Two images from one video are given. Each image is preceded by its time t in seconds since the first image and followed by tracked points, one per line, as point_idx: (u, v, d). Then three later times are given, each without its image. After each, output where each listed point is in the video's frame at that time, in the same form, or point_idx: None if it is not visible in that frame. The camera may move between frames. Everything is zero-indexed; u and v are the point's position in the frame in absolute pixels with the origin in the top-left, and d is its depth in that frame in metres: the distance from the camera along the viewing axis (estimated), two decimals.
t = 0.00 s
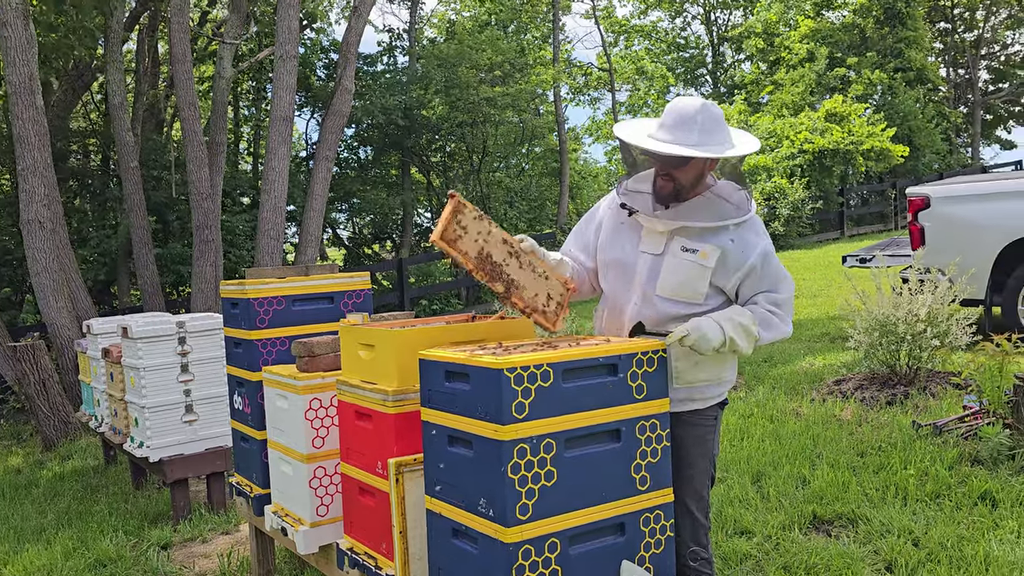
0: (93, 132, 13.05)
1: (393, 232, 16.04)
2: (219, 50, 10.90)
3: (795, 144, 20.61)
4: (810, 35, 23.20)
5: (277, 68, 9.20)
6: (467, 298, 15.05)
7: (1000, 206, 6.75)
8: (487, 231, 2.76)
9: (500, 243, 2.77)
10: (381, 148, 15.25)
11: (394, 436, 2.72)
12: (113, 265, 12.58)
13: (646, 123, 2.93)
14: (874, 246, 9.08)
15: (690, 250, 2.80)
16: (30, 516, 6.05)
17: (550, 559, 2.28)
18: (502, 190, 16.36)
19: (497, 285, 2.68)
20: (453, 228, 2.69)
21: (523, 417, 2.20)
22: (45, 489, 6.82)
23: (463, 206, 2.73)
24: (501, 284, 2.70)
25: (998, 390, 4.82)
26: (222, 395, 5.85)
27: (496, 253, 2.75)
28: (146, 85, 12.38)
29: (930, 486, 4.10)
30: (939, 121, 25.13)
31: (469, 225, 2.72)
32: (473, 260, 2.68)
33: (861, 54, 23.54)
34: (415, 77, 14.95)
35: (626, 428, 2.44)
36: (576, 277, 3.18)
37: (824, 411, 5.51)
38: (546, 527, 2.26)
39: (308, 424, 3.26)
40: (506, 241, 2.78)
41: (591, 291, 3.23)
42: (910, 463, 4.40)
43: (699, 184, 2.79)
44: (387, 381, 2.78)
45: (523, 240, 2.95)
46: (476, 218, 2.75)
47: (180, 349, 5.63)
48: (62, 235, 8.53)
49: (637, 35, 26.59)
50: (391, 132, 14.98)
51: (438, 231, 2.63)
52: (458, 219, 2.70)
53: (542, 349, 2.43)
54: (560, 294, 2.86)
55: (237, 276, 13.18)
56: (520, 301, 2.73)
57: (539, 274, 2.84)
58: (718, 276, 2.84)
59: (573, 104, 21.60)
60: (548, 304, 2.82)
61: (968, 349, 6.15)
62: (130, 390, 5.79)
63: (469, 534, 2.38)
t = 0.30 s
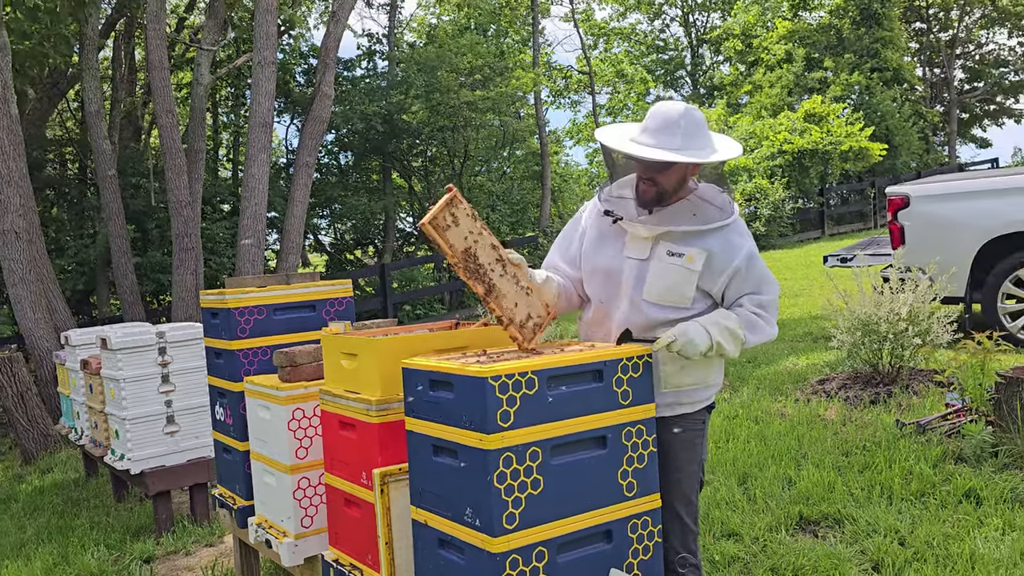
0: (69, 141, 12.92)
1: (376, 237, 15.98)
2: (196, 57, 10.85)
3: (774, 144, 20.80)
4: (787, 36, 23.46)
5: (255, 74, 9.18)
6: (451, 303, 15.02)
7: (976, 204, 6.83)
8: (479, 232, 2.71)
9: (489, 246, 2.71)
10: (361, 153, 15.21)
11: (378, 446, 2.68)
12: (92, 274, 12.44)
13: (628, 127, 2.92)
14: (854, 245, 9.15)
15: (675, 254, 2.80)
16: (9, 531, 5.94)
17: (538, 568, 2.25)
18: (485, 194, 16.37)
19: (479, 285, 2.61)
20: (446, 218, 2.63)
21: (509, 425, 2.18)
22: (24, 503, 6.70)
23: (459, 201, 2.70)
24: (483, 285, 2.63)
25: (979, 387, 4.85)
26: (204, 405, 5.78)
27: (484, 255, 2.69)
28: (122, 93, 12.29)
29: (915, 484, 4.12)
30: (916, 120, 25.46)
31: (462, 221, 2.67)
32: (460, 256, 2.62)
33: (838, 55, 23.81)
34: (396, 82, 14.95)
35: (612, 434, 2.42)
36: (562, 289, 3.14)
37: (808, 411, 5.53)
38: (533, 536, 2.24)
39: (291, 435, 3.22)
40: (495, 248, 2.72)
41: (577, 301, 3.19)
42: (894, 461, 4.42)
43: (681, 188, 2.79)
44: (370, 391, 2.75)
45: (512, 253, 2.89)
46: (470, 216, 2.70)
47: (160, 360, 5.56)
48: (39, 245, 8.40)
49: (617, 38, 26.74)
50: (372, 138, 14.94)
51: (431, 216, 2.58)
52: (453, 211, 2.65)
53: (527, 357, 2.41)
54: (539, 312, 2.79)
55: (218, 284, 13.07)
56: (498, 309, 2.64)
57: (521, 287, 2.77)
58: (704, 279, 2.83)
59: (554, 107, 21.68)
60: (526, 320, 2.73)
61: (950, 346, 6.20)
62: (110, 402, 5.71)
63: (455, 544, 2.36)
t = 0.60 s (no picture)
0: (49, 153, 12.81)
1: (362, 245, 15.92)
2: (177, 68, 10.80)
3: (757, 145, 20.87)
4: (768, 38, 23.65)
5: (237, 84, 9.16)
6: (438, 309, 14.96)
7: (958, 201, 6.88)
8: (472, 238, 2.69)
9: (481, 253, 2.68)
10: (345, 160, 15.13)
11: (369, 459, 2.65)
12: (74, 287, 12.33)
13: (619, 131, 2.91)
14: (840, 245, 9.19)
15: (668, 258, 2.78)
16: None
17: None
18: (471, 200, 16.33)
19: (470, 291, 2.58)
20: (438, 223, 2.59)
21: (502, 436, 2.15)
22: (8, 522, 6.59)
23: (453, 206, 2.67)
24: (474, 291, 2.61)
25: (968, 384, 4.88)
26: (191, 418, 5.71)
27: (477, 262, 2.65)
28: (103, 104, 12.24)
29: (907, 484, 4.12)
30: (897, 119, 25.68)
31: (456, 227, 2.64)
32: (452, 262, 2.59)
33: (818, 55, 24.02)
34: (378, 89, 14.94)
35: (606, 442, 2.40)
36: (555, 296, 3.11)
37: (798, 411, 5.54)
38: (528, 546, 2.20)
39: (280, 448, 3.16)
40: (488, 255, 2.69)
41: (569, 308, 3.17)
42: (886, 460, 4.43)
43: (673, 192, 2.78)
44: (360, 402, 2.71)
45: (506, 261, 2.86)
46: (464, 222, 2.67)
47: (146, 373, 5.49)
48: (20, 259, 8.29)
49: (599, 42, 26.85)
50: (357, 145, 14.89)
51: (423, 221, 2.54)
52: (446, 217, 2.62)
53: (518, 366, 2.38)
54: (532, 320, 2.75)
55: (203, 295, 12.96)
56: (489, 317, 2.62)
57: (514, 295, 2.74)
58: (697, 283, 2.82)
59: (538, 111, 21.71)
60: (517, 328, 2.69)
61: (937, 344, 6.23)
62: (95, 418, 5.62)
63: (450, 557, 2.32)
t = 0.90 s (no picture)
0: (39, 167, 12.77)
1: (355, 252, 15.86)
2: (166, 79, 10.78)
3: (749, 145, 20.86)
4: (757, 38, 23.72)
5: (226, 93, 9.12)
6: (433, 315, 14.90)
7: (952, 197, 6.87)
8: (471, 241, 2.64)
9: (480, 257, 2.63)
10: (337, 168, 15.05)
11: (364, 470, 2.59)
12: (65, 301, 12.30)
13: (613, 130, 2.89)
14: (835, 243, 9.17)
15: (665, 256, 2.75)
16: None
17: None
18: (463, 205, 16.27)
19: (467, 295, 2.53)
20: (437, 225, 2.55)
21: (499, 445, 2.10)
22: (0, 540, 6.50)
23: (452, 208, 2.62)
24: (471, 296, 2.55)
25: (967, 380, 4.85)
26: (184, 432, 5.64)
27: (475, 266, 2.60)
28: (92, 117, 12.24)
29: (909, 482, 4.09)
30: (887, 116, 25.77)
31: (455, 229, 2.59)
32: (450, 266, 2.54)
33: (808, 54, 24.08)
34: (369, 96, 14.92)
35: (605, 448, 2.35)
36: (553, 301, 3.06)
37: (797, 411, 5.51)
38: (528, 558, 2.15)
39: (274, 461, 3.10)
40: (487, 260, 2.64)
41: (566, 313, 3.12)
42: (887, 459, 4.40)
43: (669, 189, 2.75)
44: (354, 413, 2.66)
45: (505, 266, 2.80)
46: (463, 225, 2.62)
47: (138, 388, 5.43)
48: (8, 273, 8.23)
49: (589, 45, 26.89)
50: (348, 152, 14.85)
51: (422, 221, 2.50)
52: (445, 218, 2.57)
53: (513, 373, 2.34)
54: (530, 326, 2.69)
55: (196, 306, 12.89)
56: (487, 322, 2.56)
57: (512, 302, 2.68)
58: (696, 282, 2.77)
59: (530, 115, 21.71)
60: (514, 335, 2.63)
61: (935, 340, 6.20)
62: (87, 434, 5.55)
63: (448, 570, 2.27)
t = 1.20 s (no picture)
0: (34, 179, 12.73)
1: (353, 258, 15.80)
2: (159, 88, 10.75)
3: (746, 143, 21.09)
4: (754, 37, 23.69)
5: (219, 100, 9.07)
6: (432, 321, 14.81)
7: (953, 192, 6.77)
8: (455, 243, 2.55)
9: (464, 259, 2.54)
10: (334, 174, 14.96)
11: (351, 481, 2.51)
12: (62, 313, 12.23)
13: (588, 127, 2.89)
14: (835, 240, 9.07)
15: (655, 251, 2.67)
16: None
17: None
18: (461, 209, 16.21)
19: (453, 300, 2.45)
20: (420, 229, 2.45)
21: (489, 455, 2.02)
22: None
23: (434, 210, 2.53)
24: (458, 301, 2.47)
25: (972, 377, 4.75)
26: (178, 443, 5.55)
27: (460, 269, 2.52)
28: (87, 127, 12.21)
29: (915, 483, 4.00)
30: (885, 113, 25.72)
31: (438, 232, 2.50)
32: (434, 270, 2.45)
33: (805, 52, 24.04)
34: (365, 101, 14.89)
35: (600, 456, 2.26)
36: (542, 306, 2.97)
37: (800, 411, 5.42)
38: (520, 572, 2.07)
39: (261, 474, 3.02)
40: (471, 261, 2.55)
41: (554, 320, 3.04)
42: (893, 460, 4.30)
43: (654, 170, 2.75)
44: (340, 424, 2.58)
45: (491, 269, 2.72)
46: (446, 227, 2.53)
47: (129, 400, 5.35)
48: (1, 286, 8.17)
49: (586, 47, 26.92)
50: (345, 158, 14.80)
51: (404, 226, 2.40)
52: (428, 221, 2.48)
53: (503, 379, 2.25)
54: (519, 330, 2.61)
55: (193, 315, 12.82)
56: (474, 327, 2.48)
57: (500, 305, 2.60)
58: (687, 275, 2.70)
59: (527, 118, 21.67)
60: (503, 340, 2.55)
61: (938, 337, 6.11)
62: (78, 447, 5.46)
63: None
